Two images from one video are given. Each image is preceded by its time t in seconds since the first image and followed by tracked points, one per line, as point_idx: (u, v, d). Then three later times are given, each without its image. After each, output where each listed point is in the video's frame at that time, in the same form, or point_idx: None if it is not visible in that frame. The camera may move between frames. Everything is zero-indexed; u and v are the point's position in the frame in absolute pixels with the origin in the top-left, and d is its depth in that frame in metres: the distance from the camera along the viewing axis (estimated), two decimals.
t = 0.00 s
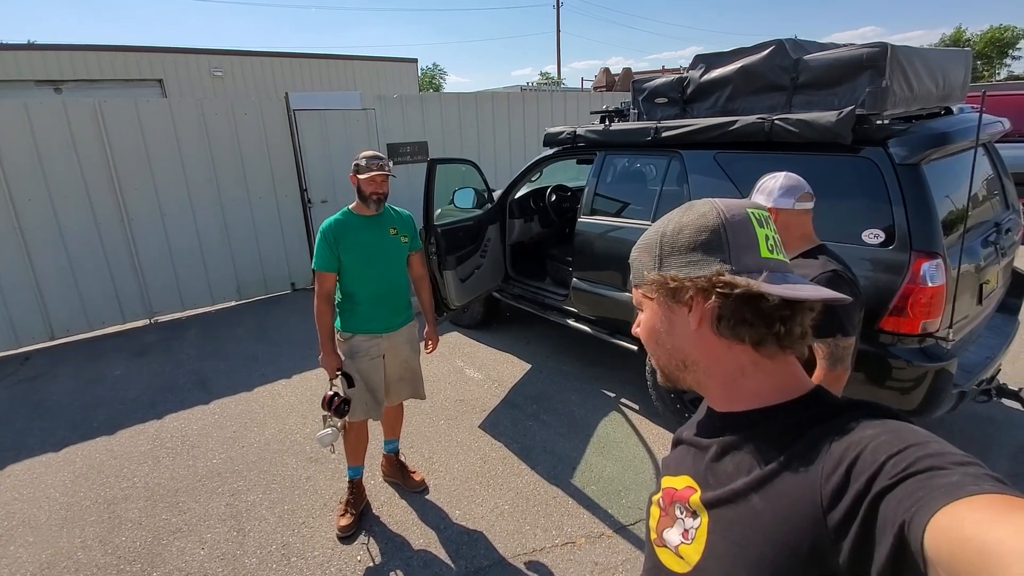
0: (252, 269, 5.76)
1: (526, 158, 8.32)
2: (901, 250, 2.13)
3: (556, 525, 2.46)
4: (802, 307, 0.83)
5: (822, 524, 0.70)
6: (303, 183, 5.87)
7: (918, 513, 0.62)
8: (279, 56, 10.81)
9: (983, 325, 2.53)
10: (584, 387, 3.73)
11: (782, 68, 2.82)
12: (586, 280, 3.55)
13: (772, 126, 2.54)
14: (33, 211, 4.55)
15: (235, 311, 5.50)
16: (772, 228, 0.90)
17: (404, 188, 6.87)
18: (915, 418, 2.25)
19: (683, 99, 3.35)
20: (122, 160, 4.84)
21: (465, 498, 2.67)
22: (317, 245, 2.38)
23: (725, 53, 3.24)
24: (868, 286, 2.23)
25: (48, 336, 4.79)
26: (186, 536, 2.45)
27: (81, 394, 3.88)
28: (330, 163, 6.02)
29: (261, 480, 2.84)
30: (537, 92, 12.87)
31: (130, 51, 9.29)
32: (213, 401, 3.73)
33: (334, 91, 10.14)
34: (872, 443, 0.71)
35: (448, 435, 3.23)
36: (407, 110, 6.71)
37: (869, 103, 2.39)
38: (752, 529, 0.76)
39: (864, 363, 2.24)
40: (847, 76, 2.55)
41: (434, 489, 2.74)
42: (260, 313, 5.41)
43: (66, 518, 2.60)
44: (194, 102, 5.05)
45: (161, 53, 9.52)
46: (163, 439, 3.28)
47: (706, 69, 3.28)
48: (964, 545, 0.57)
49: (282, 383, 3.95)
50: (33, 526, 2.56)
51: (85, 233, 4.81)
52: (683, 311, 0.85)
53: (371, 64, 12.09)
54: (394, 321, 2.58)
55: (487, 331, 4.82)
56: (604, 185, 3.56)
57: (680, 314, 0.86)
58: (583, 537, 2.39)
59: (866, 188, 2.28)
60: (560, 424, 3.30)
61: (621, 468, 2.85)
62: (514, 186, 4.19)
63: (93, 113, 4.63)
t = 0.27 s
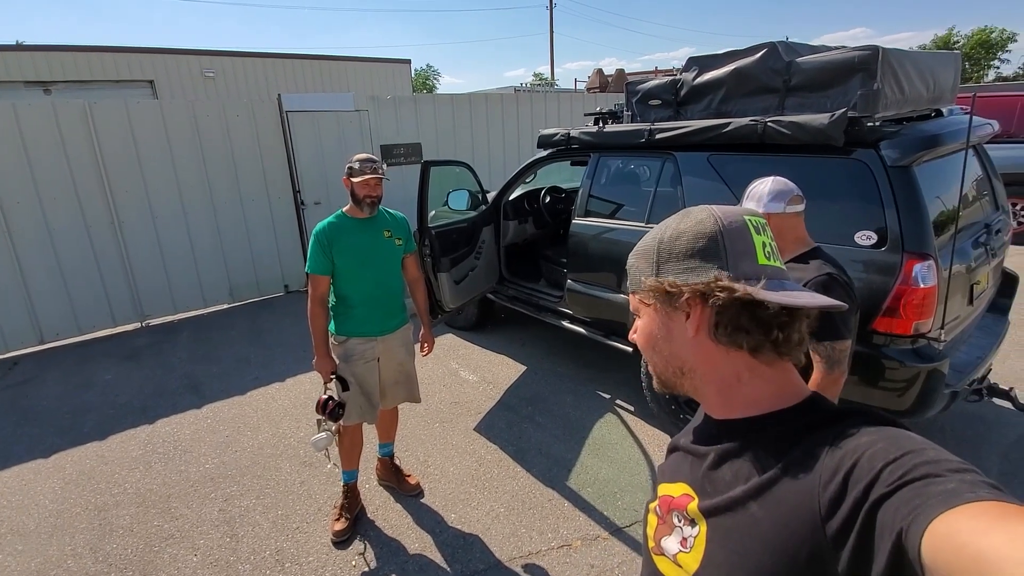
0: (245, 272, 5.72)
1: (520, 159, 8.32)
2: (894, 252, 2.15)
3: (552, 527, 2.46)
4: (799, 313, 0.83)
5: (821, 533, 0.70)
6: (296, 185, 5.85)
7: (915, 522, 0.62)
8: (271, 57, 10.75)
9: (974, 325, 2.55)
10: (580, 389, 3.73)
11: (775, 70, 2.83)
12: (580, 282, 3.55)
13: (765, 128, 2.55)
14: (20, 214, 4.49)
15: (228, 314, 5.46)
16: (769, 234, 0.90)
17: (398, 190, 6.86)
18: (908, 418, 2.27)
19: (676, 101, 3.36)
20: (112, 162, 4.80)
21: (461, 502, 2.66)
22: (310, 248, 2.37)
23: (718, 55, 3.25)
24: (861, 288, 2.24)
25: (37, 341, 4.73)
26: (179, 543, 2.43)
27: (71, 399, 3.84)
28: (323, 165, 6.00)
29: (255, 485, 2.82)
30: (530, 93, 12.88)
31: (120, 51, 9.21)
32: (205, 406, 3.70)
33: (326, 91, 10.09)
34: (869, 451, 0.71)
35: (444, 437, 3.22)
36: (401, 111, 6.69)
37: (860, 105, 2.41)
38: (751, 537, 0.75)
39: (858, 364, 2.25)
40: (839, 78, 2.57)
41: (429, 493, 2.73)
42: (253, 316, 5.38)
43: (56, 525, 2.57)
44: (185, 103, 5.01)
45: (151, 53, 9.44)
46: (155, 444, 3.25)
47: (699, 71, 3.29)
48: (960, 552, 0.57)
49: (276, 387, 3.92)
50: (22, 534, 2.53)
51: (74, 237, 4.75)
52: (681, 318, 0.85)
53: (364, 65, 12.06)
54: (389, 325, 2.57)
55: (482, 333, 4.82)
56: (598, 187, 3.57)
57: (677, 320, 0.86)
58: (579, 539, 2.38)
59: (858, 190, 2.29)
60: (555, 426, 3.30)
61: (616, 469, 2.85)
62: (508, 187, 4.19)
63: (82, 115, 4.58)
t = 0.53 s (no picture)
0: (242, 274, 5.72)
1: (518, 160, 8.33)
2: (887, 251, 2.17)
3: (549, 527, 2.47)
4: (785, 312, 0.85)
5: (805, 524, 0.71)
6: (293, 186, 5.85)
7: (892, 511, 0.64)
8: (268, 59, 10.72)
9: (967, 323, 2.57)
10: (577, 389, 3.74)
11: (769, 72, 2.85)
12: (577, 283, 3.57)
13: (759, 129, 2.57)
14: (16, 217, 4.49)
15: (225, 316, 5.46)
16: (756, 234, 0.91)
17: (396, 191, 6.87)
18: (901, 416, 2.29)
19: (672, 102, 3.38)
20: (108, 165, 4.80)
21: (459, 502, 2.67)
22: (307, 250, 2.38)
23: (713, 56, 3.27)
24: (855, 287, 2.26)
25: (33, 343, 4.73)
26: (177, 545, 2.43)
27: (68, 402, 3.83)
28: (320, 166, 6.00)
29: (253, 487, 2.83)
30: (527, 94, 12.89)
31: (116, 53, 9.18)
32: (203, 408, 3.70)
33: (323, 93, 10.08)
34: (851, 444, 0.73)
35: (441, 438, 3.23)
36: (398, 113, 6.70)
37: (853, 106, 2.43)
38: (738, 530, 0.77)
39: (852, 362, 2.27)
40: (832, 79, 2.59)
41: (427, 493, 2.74)
42: (250, 318, 5.38)
43: (53, 529, 2.57)
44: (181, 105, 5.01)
45: (146, 55, 9.41)
46: (153, 446, 3.25)
47: (694, 72, 3.32)
48: (934, 537, 0.59)
49: (274, 389, 3.93)
50: (19, 538, 2.52)
51: (70, 239, 4.75)
52: (670, 316, 0.86)
53: (361, 67, 12.06)
54: (387, 326, 2.58)
55: (479, 334, 4.83)
56: (595, 188, 3.58)
57: (667, 319, 0.87)
58: (577, 539, 2.40)
59: (851, 190, 2.31)
60: (552, 426, 3.31)
61: (613, 469, 2.86)
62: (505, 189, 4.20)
63: (78, 118, 4.58)
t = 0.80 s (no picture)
0: (242, 276, 5.74)
1: (517, 161, 8.35)
2: (882, 250, 2.18)
3: (548, 527, 2.48)
4: (774, 308, 0.86)
5: (792, 515, 0.72)
6: (292, 189, 5.86)
7: (874, 500, 0.65)
8: (266, 62, 10.74)
9: (962, 321, 2.58)
10: (576, 389, 3.75)
11: (764, 72, 2.87)
12: (575, 283, 3.58)
13: (754, 129, 2.58)
14: (15, 221, 4.50)
15: (224, 319, 5.47)
16: (745, 232, 0.93)
17: (395, 193, 6.88)
18: (897, 414, 2.30)
19: (668, 103, 3.40)
20: (107, 168, 4.81)
21: (458, 502, 2.67)
22: (306, 252, 2.39)
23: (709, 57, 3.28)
24: (851, 285, 2.27)
25: (32, 347, 4.73)
26: (177, 547, 2.44)
27: (68, 406, 3.84)
28: (319, 169, 6.02)
29: (253, 489, 2.83)
30: (526, 95, 12.90)
31: (114, 57, 9.19)
32: (203, 410, 3.71)
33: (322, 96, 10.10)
34: (835, 436, 0.74)
35: (441, 439, 3.24)
36: (397, 115, 6.72)
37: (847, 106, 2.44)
38: (727, 522, 0.78)
39: (848, 361, 2.29)
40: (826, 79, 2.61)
41: (426, 494, 2.75)
42: (250, 320, 5.39)
43: (53, 532, 2.58)
44: (180, 109, 5.03)
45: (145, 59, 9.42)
46: (153, 449, 3.26)
47: (690, 73, 3.33)
48: (913, 524, 0.61)
49: (274, 391, 3.93)
50: (20, 541, 2.53)
51: (70, 243, 4.77)
52: (662, 314, 0.87)
53: (359, 69, 12.07)
54: (385, 327, 2.59)
55: (478, 335, 4.84)
56: (592, 189, 3.60)
57: (659, 316, 0.88)
58: (576, 538, 2.40)
59: (846, 189, 2.32)
60: (551, 427, 3.32)
61: (612, 469, 2.87)
62: (503, 190, 4.22)
63: (77, 122, 4.60)
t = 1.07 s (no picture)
0: (242, 279, 5.74)
1: (516, 163, 8.36)
2: (880, 249, 2.18)
3: (549, 528, 2.47)
4: (767, 306, 0.87)
5: (789, 514, 0.72)
6: (292, 192, 5.87)
7: (870, 498, 0.65)
8: (266, 66, 10.78)
9: (962, 320, 2.58)
10: (576, 390, 3.75)
11: (761, 72, 2.87)
12: (575, 284, 3.58)
13: (752, 129, 2.58)
14: (16, 225, 4.51)
15: (225, 322, 5.48)
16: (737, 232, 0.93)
17: (394, 196, 6.89)
18: (897, 413, 2.30)
19: (666, 104, 3.40)
20: (108, 173, 4.83)
21: (458, 504, 2.67)
22: (304, 255, 2.39)
23: (706, 58, 3.28)
24: (850, 285, 2.27)
25: (33, 351, 4.74)
26: (178, 550, 2.44)
27: (69, 409, 3.85)
28: (319, 171, 6.03)
29: (254, 492, 2.84)
30: (525, 97, 12.93)
31: (114, 61, 9.22)
32: (203, 413, 3.71)
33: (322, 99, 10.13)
34: (830, 435, 0.74)
35: (441, 441, 3.24)
36: (396, 118, 6.73)
37: (845, 106, 2.44)
38: (726, 523, 0.78)
39: (847, 360, 2.28)
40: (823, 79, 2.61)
41: (427, 496, 2.75)
42: (250, 323, 5.40)
43: (53, 536, 2.58)
44: (180, 112, 5.04)
45: (145, 63, 9.46)
46: (153, 452, 3.26)
47: (688, 74, 3.33)
48: (909, 522, 0.61)
49: (274, 394, 3.94)
50: (20, 545, 2.53)
51: (71, 249, 4.78)
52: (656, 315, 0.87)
53: (359, 72, 12.10)
54: (384, 329, 2.59)
55: (478, 337, 4.84)
56: (591, 190, 3.60)
57: (653, 317, 0.88)
58: (576, 540, 2.40)
59: (844, 189, 2.32)
60: (552, 428, 3.32)
61: (612, 470, 2.87)
62: (502, 192, 4.22)
63: (77, 127, 4.61)
